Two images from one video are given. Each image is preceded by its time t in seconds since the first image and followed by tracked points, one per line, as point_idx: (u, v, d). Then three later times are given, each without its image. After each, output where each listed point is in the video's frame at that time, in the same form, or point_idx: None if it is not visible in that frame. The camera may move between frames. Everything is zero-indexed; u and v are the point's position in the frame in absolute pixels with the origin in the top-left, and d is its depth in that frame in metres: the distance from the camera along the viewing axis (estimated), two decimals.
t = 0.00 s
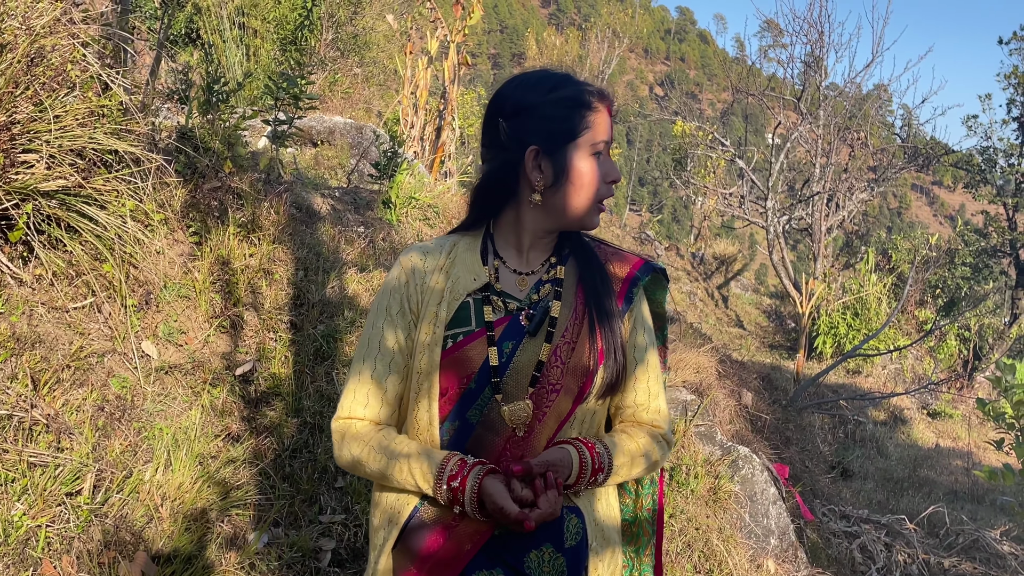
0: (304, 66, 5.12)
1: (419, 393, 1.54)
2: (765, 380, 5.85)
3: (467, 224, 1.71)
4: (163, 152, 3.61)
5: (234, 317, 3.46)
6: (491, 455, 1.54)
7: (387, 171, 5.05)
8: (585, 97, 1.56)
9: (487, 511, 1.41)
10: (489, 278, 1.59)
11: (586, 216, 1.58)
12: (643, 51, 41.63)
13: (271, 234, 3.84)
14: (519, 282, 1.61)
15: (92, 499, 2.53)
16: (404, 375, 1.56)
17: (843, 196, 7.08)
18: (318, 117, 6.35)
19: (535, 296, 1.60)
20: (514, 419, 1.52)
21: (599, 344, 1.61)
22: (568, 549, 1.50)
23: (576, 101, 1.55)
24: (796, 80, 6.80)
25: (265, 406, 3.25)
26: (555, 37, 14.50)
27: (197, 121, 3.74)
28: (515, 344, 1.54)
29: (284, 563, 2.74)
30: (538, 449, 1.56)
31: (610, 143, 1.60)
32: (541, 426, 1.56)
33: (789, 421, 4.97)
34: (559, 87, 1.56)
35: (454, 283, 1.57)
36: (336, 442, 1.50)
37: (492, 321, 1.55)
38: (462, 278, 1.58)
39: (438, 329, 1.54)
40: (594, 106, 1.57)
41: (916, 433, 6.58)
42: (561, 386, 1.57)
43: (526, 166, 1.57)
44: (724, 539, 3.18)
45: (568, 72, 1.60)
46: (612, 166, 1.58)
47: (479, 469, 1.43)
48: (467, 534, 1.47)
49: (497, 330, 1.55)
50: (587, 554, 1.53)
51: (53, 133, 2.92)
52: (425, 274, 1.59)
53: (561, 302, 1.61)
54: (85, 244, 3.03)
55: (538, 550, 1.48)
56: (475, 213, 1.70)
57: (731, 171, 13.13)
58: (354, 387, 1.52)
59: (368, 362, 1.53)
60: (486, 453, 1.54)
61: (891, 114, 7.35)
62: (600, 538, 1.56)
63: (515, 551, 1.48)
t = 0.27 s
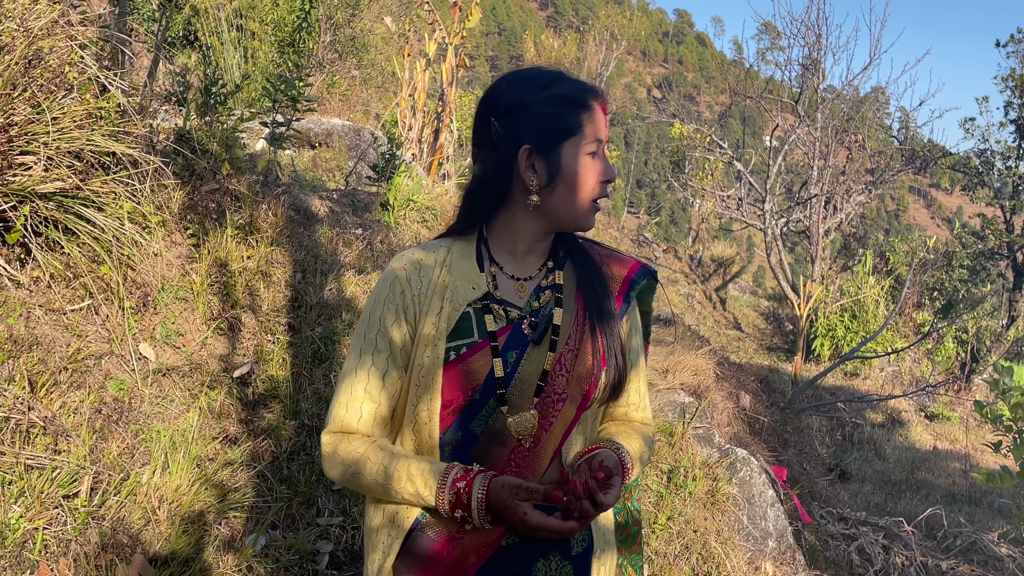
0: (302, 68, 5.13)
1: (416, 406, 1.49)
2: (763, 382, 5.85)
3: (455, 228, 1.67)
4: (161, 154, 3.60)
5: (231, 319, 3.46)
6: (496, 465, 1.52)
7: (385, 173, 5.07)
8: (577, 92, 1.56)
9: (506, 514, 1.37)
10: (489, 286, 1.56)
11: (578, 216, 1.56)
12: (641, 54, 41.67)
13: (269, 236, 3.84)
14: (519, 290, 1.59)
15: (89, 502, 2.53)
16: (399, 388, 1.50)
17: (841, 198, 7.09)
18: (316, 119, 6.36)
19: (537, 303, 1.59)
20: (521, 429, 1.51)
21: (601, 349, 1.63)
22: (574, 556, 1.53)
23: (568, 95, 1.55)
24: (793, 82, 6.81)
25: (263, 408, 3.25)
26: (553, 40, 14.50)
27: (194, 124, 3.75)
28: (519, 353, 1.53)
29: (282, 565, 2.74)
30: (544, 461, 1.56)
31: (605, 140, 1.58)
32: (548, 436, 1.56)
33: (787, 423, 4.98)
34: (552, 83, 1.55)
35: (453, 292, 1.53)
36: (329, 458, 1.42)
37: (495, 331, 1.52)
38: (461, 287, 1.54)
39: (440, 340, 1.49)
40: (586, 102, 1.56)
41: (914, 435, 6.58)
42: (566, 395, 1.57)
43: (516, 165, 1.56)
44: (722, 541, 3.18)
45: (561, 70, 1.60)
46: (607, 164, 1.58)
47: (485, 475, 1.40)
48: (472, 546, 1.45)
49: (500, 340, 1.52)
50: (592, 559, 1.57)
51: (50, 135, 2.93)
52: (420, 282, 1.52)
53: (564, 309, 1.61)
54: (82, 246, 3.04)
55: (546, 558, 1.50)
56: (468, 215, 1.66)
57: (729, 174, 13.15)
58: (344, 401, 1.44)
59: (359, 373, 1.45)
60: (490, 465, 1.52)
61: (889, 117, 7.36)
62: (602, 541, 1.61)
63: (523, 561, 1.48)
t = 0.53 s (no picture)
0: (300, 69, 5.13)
1: (413, 415, 1.47)
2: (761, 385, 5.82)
3: (449, 230, 1.69)
4: (160, 155, 3.60)
5: (230, 321, 3.45)
6: (494, 475, 1.52)
7: (383, 175, 5.07)
8: (509, 83, 1.62)
9: (498, 525, 1.36)
10: (486, 291, 1.56)
11: (495, 200, 1.55)
12: (640, 56, 41.71)
13: (268, 237, 3.83)
14: (515, 295, 1.60)
15: (86, 504, 2.52)
16: (395, 397, 1.48)
17: (839, 200, 7.09)
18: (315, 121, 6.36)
19: (537, 312, 1.60)
20: (518, 438, 1.51)
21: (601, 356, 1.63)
22: (574, 565, 1.53)
23: (496, 89, 1.63)
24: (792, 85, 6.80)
25: (262, 410, 3.24)
26: (551, 42, 14.50)
27: (192, 125, 3.73)
28: (518, 360, 1.54)
29: (280, 567, 2.74)
30: (544, 469, 1.56)
31: (520, 120, 1.55)
32: (546, 444, 1.55)
33: (786, 426, 4.98)
34: (489, 83, 1.66)
35: (450, 297, 1.52)
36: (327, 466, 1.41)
37: (493, 337, 1.53)
38: (458, 292, 1.53)
39: (436, 349, 1.47)
40: (511, 90, 1.60)
41: (913, 437, 6.58)
42: (565, 403, 1.58)
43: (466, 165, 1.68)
44: (721, 543, 3.18)
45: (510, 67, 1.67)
46: (520, 143, 1.53)
47: (476, 487, 1.39)
48: (470, 555, 1.44)
49: (498, 346, 1.53)
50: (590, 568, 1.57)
51: (49, 136, 2.94)
52: (416, 287, 1.51)
53: (563, 318, 1.62)
54: (80, 248, 3.04)
55: (545, 568, 1.49)
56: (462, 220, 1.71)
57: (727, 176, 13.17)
58: (341, 409, 1.43)
59: (356, 381, 1.44)
60: (489, 473, 1.51)
61: (888, 119, 7.36)
62: (601, 551, 1.60)
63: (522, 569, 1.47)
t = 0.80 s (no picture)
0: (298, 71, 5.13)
1: (393, 411, 1.56)
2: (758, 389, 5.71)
3: (458, 236, 1.78)
4: (158, 157, 3.59)
5: (227, 322, 3.45)
6: (461, 478, 1.52)
7: (382, 177, 5.07)
8: (515, 89, 1.67)
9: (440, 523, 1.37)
10: (469, 294, 1.63)
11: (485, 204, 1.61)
12: (638, 58, 41.75)
13: (266, 239, 3.83)
14: (496, 300, 1.64)
15: (84, 506, 2.52)
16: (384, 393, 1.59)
17: (838, 202, 7.09)
18: (313, 122, 6.36)
19: (514, 318, 1.62)
20: (478, 443, 1.50)
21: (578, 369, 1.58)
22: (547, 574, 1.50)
23: (503, 93, 1.68)
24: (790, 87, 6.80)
25: (259, 412, 3.24)
26: (550, 43, 14.48)
27: (190, 126, 3.73)
28: (490, 363, 1.57)
29: (277, 569, 2.74)
30: (512, 476, 1.52)
31: (518, 125, 1.60)
32: (512, 450, 1.53)
33: (783, 427, 4.98)
34: (499, 86, 1.72)
35: (434, 299, 1.61)
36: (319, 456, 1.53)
37: (468, 339, 1.58)
38: (442, 294, 1.61)
39: (414, 348, 1.56)
40: (515, 96, 1.66)
41: (911, 439, 6.58)
42: (535, 410, 1.56)
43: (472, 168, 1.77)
44: (719, 545, 3.18)
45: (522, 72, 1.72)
46: (513, 150, 1.59)
47: (424, 485, 1.40)
48: (434, 558, 1.45)
49: (471, 349, 1.57)
50: None
51: (46, 137, 2.94)
52: (406, 290, 1.63)
53: (540, 326, 1.61)
54: (78, 249, 3.05)
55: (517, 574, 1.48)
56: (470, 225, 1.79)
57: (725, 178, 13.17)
58: (333, 401, 1.55)
59: (351, 375, 1.57)
60: (456, 474, 1.52)
61: (886, 121, 7.37)
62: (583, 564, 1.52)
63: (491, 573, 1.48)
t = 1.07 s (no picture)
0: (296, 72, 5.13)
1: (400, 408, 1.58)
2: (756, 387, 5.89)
3: (472, 241, 1.78)
4: (155, 157, 3.58)
5: (224, 323, 3.45)
6: (458, 478, 1.52)
7: (379, 178, 5.08)
8: (527, 96, 1.65)
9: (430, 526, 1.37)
10: (477, 296, 1.61)
11: (504, 209, 1.58)
12: (635, 60, 41.77)
13: (263, 240, 3.84)
14: (504, 304, 1.61)
15: (80, 506, 2.51)
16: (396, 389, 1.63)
17: (835, 203, 7.10)
18: (311, 123, 6.37)
19: (520, 324, 1.58)
20: (477, 445, 1.49)
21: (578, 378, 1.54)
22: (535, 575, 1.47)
23: (515, 99, 1.66)
24: (788, 88, 6.81)
25: (256, 413, 3.24)
26: (548, 44, 14.46)
27: (188, 127, 3.73)
28: (491, 368, 1.53)
29: (274, 570, 2.73)
30: (507, 478, 1.50)
31: (536, 132, 1.58)
32: (508, 453, 1.51)
33: (780, 429, 4.98)
34: (509, 93, 1.69)
35: (444, 301, 1.62)
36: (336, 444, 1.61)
37: (472, 342, 1.56)
38: (452, 296, 1.62)
39: (420, 347, 1.57)
40: (528, 102, 1.63)
41: (907, 441, 6.59)
42: (532, 415, 1.53)
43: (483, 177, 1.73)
44: (716, 546, 3.18)
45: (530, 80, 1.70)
46: (533, 155, 1.56)
47: (418, 487, 1.42)
48: (428, 555, 1.46)
49: (475, 352, 1.55)
50: None
51: (43, 138, 2.92)
52: (420, 291, 1.65)
53: (545, 333, 1.57)
54: (75, 250, 3.03)
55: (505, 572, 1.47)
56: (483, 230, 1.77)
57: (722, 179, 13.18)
58: (348, 395, 1.62)
59: (364, 372, 1.63)
60: (453, 474, 1.52)
61: (883, 123, 7.38)
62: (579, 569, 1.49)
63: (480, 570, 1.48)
